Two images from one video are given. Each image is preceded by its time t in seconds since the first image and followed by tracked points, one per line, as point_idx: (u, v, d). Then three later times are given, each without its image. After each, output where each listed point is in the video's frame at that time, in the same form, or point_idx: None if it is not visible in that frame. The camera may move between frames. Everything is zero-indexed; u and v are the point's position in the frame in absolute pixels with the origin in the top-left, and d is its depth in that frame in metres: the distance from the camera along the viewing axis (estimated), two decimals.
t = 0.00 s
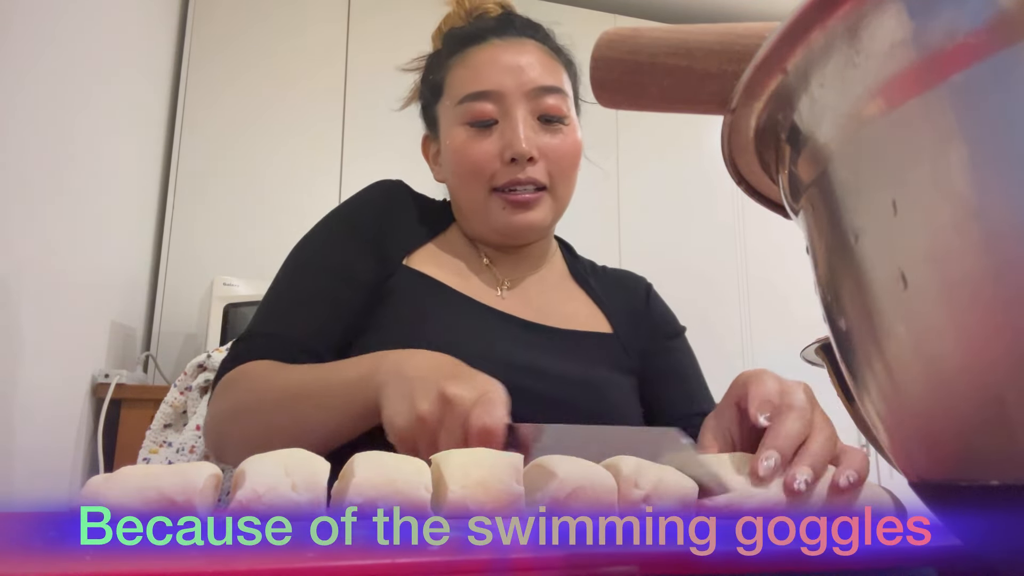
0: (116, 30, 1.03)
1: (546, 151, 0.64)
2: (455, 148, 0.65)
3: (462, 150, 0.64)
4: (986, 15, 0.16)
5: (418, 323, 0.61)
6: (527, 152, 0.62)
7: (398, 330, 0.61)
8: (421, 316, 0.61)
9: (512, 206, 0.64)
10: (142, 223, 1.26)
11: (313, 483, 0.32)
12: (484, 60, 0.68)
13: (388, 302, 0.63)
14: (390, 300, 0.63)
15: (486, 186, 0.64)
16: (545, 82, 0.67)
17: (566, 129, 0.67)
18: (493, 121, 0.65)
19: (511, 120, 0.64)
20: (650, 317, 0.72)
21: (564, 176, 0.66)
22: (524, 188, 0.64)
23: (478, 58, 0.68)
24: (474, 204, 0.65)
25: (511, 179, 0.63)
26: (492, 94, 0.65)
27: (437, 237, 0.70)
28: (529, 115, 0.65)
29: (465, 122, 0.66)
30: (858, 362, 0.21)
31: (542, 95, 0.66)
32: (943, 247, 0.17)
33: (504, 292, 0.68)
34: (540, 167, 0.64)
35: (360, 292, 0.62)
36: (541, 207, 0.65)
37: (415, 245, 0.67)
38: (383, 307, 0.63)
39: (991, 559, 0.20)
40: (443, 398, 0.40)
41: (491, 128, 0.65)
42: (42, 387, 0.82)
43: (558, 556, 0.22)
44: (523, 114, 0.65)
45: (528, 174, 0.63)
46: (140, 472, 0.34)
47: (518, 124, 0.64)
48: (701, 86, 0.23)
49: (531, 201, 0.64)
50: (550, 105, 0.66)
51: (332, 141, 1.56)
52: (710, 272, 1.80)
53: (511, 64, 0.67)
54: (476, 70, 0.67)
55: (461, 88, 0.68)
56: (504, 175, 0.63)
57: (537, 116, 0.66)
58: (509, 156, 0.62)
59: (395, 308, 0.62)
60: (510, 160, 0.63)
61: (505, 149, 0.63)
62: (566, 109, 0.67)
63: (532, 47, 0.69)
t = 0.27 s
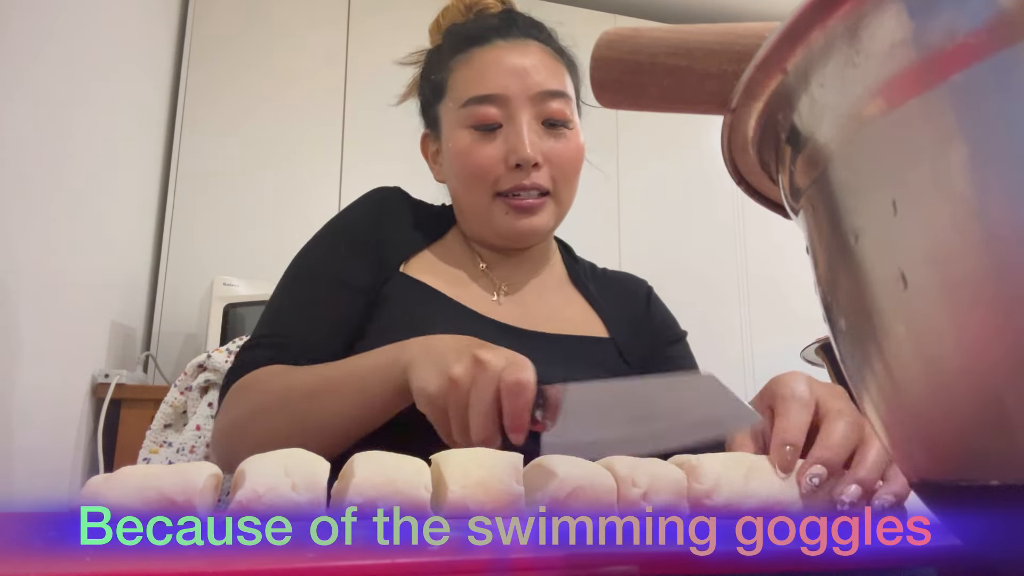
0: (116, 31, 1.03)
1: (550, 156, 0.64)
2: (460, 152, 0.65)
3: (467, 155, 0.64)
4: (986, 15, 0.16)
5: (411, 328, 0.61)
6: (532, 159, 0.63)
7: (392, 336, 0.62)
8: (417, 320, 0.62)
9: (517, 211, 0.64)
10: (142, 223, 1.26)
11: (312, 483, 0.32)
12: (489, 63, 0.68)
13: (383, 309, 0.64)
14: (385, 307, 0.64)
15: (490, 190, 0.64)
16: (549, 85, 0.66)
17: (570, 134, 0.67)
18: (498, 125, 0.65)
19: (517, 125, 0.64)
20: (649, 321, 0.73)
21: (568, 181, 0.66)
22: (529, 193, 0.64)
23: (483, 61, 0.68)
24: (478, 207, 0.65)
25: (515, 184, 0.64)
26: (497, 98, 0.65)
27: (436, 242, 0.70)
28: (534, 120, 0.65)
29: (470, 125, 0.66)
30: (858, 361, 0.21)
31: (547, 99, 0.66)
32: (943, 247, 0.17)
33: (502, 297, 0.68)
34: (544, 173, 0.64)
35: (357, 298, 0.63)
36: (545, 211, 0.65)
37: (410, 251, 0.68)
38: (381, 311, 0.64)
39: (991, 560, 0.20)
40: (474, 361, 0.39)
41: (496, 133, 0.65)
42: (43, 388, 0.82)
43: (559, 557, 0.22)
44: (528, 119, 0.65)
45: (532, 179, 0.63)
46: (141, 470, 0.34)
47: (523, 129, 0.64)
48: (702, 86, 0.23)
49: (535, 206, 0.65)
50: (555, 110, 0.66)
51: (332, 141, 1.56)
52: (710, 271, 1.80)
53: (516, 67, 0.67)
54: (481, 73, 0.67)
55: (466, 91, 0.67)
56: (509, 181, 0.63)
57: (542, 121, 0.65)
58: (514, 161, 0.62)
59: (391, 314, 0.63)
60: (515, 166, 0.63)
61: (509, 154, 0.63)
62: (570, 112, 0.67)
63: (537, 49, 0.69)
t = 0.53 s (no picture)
0: (116, 32, 1.03)
1: (546, 159, 0.65)
2: (456, 155, 0.64)
3: (463, 158, 0.64)
4: (985, 16, 0.16)
5: (445, 318, 0.62)
6: (529, 162, 0.63)
7: (431, 324, 0.61)
8: (452, 309, 0.62)
9: (512, 214, 0.64)
10: (142, 223, 1.26)
11: (313, 480, 0.32)
12: (485, 66, 0.67)
13: (415, 297, 0.64)
14: (417, 296, 0.64)
15: (487, 194, 0.64)
16: (545, 88, 0.67)
17: (564, 137, 0.67)
18: (494, 128, 0.65)
19: (513, 128, 0.64)
20: (647, 321, 0.73)
21: (562, 184, 0.66)
22: (525, 196, 0.65)
23: (479, 63, 0.68)
24: (473, 210, 0.65)
25: (512, 187, 0.64)
26: (493, 101, 0.65)
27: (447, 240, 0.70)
28: (529, 123, 0.65)
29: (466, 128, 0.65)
30: (857, 361, 0.21)
31: (542, 103, 0.66)
32: (944, 246, 0.17)
33: (504, 295, 0.68)
34: (540, 175, 0.64)
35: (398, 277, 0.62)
36: (541, 214, 0.65)
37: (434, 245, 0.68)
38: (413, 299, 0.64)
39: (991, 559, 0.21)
40: (591, 398, 0.38)
41: (491, 136, 0.65)
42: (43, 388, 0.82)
43: (558, 556, 0.22)
44: (523, 123, 0.65)
45: (528, 182, 0.64)
46: (142, 466, 0.34)
47: (519, 132, 0.64)
48: (701, 86, 0.23)
49: (531, 208, 0.65)
50: (550, 113, 0.66)
51: (331, 141, 1.56)
52: (710, 270, 1.80)
53: (511, 70, 0.67)
54: (477, 75, 0.67)
55: (462, 93, 0.67)
56: (505, 184, 0.63)
57: (537, 124, 0.66)
58: (511, 164, 0.63)
59: (424, 306, 0.63)
60: (511, 169, 0.63)
61: (506, 156, 0.63)
62: (565, 116, 0.67)
63: (532, 52, 0.69)
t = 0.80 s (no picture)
0: (116, 32, 1.03)
1: (548, 152, 0.64)
2: (457, 150, 0.65)
3: (465, 153, 0.64)
4: (985, 15, 0.16)
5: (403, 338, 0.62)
6: (530, 156, 0.63)
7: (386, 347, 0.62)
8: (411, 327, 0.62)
9: (515, 208, 0.64)
10: (141, 223, 1.26)
11: (311, 481, 0.32)
12: (486, 61, 0.68)
13: (382, 313, 0.64)
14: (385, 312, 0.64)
15: (488, 189, 0.64)
16: (546, 83, 0.67)
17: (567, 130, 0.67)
18: (495, 123, 0.65)
19: (514, 121, 0.64)
20: (650, 322, 0.72)
21: (565, 178, 0.66)
22: (527, 190, 0.64)
23: (480, 58, 0.68)
24: (475, 206, 0.65)
25: (513, 181, 0.63)
26: (495, 96, 0.66)
27: (435, 243, 0.70)
28: (531, 117, 0.65)
29: (467, 123, 0.66)
30: (857, 360, 0.21)
31: (544, 97, 0.66)
32: (943, 246, 0.17)
33: (503, 296, 0.68)
34: (542, 169, 0.64)
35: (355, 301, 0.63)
36: (544, 208, 0.65)
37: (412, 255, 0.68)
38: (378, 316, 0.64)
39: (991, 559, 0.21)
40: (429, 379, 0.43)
41: (493, 131, 0.65)
42: (43, 388, 0.82)
43: (559, 556, 0.22)
44: (525, 116, 0.65)
45: (530, 176, 0.63)
46: (141, 469, 0.34)
47: (520, 125, 0.64)
48: (701, 87, 0.24)
49: (534, 202, 0.64)
50: (552, 107, 0.66)
51: (331, 140, 1.56)
52: (710, 270, 1.80)
53: (512, 64, 0.67)
54: (477, 71, 0.67)
55: (464, 88, 0.67)
56: (506, 178, 0.63)
57: (538, 118, 0.66)
58: (512, 158, 0.63)
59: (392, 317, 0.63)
60: (512, 163, 0.63)
61: (507, 151, 0.63)
62: (567, 109, 0.67)
63: (533, 47, 0.69)
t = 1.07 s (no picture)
0: (116, 32, 1.03)
1: (544, 146, 0.64)
2: (453, 140, 0.64)
3: (461, 143, 0.64)
4: (986, 15, 0.16)
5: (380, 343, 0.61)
6: (527, 149, 0.63)
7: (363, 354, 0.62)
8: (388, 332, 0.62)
9: (509, 202, 0.64)
10: (141, 223, 1.26)
11: (311, 481, 0.33)
12: (485, 48, 0.67)
13: (361, 317, 0.64)
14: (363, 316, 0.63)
15: (482, 183, 0.64)
16: (546, 76, 0.66)
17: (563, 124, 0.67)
18: (492, 114, 0.65)
19: (510, 113, 0.64)
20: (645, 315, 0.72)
21: (560, 173, 0.66)
22: (521, 183, 0.64)
23: (478, 45, 0.68)
24: (467, 198, 0.65)
25: (508, 175, 0.64)
26: (493, 86, 0.65)
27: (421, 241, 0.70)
28: (528, 109, 0.65)
29: (464, 113, 0.66)
30: (858, 361, 0.21)
31: (542, 90, 0.66)
32: (944, 247, 0.17)
33: (496, 294, 0.68)
34: (537, 163, 0.64)
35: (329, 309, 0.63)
36: (538, 203, 0.65)
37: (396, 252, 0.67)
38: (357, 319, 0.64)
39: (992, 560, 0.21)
40: (378, 343, 0.45)
41: (489, 122, 0.65)
42: (43, 388, 0.82)
43: (559, 555, 0.22)
44: (521, 108, 0.65)
45: (525, 171, 0.63)
46: (142, 469, 0.34)
47: (516, 118, 0.64)
48: (701, 87, 0.23)
49: (527, 196, 0.64)
50: (550, 101, 0.66)
51: (331, 140, 1.56)
52: (710, 270, 1.80)
53: (509, 53, 0.66)
54: (475, 58, 0.67)
55: (461, 75, 0.67)
56: (500, 172, 0.63)
57: (536, 111, 0.66)
58: (507, 152, 0.63)
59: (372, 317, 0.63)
60: (507, 157, 0.63)
61: (502, 144, 0.63)
62: (565, 102, 0.67)
63: (533, 35, 0.69)
